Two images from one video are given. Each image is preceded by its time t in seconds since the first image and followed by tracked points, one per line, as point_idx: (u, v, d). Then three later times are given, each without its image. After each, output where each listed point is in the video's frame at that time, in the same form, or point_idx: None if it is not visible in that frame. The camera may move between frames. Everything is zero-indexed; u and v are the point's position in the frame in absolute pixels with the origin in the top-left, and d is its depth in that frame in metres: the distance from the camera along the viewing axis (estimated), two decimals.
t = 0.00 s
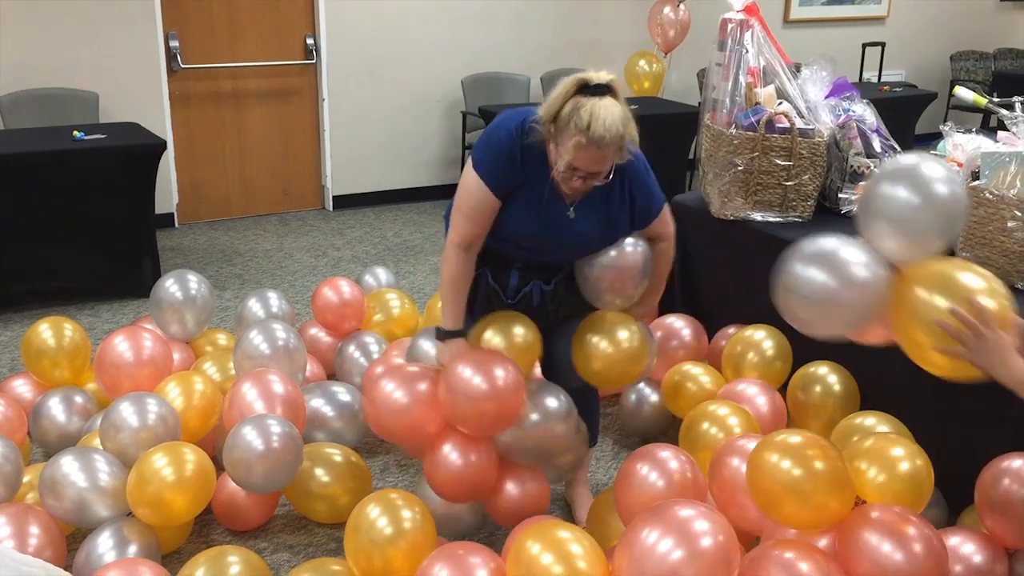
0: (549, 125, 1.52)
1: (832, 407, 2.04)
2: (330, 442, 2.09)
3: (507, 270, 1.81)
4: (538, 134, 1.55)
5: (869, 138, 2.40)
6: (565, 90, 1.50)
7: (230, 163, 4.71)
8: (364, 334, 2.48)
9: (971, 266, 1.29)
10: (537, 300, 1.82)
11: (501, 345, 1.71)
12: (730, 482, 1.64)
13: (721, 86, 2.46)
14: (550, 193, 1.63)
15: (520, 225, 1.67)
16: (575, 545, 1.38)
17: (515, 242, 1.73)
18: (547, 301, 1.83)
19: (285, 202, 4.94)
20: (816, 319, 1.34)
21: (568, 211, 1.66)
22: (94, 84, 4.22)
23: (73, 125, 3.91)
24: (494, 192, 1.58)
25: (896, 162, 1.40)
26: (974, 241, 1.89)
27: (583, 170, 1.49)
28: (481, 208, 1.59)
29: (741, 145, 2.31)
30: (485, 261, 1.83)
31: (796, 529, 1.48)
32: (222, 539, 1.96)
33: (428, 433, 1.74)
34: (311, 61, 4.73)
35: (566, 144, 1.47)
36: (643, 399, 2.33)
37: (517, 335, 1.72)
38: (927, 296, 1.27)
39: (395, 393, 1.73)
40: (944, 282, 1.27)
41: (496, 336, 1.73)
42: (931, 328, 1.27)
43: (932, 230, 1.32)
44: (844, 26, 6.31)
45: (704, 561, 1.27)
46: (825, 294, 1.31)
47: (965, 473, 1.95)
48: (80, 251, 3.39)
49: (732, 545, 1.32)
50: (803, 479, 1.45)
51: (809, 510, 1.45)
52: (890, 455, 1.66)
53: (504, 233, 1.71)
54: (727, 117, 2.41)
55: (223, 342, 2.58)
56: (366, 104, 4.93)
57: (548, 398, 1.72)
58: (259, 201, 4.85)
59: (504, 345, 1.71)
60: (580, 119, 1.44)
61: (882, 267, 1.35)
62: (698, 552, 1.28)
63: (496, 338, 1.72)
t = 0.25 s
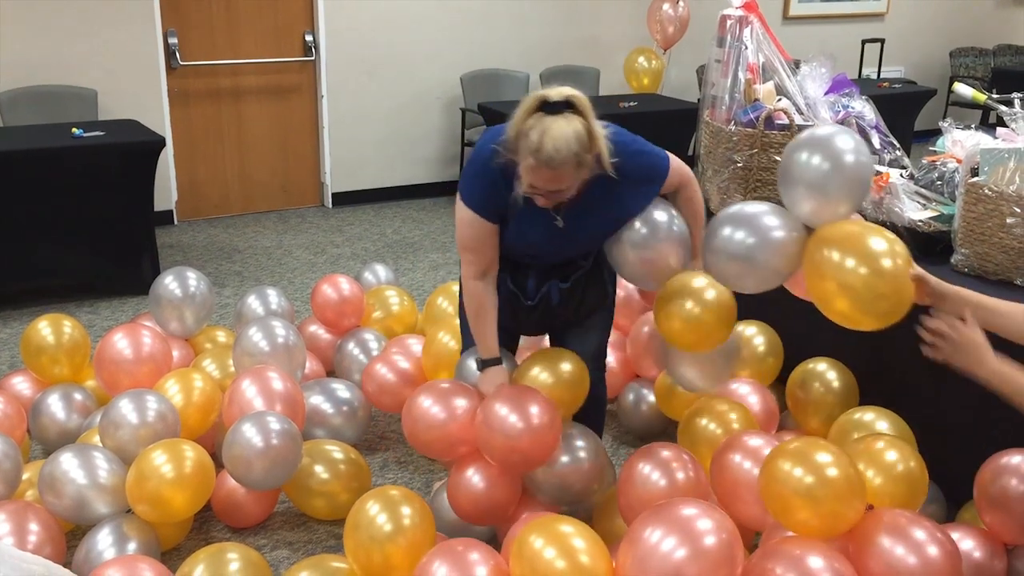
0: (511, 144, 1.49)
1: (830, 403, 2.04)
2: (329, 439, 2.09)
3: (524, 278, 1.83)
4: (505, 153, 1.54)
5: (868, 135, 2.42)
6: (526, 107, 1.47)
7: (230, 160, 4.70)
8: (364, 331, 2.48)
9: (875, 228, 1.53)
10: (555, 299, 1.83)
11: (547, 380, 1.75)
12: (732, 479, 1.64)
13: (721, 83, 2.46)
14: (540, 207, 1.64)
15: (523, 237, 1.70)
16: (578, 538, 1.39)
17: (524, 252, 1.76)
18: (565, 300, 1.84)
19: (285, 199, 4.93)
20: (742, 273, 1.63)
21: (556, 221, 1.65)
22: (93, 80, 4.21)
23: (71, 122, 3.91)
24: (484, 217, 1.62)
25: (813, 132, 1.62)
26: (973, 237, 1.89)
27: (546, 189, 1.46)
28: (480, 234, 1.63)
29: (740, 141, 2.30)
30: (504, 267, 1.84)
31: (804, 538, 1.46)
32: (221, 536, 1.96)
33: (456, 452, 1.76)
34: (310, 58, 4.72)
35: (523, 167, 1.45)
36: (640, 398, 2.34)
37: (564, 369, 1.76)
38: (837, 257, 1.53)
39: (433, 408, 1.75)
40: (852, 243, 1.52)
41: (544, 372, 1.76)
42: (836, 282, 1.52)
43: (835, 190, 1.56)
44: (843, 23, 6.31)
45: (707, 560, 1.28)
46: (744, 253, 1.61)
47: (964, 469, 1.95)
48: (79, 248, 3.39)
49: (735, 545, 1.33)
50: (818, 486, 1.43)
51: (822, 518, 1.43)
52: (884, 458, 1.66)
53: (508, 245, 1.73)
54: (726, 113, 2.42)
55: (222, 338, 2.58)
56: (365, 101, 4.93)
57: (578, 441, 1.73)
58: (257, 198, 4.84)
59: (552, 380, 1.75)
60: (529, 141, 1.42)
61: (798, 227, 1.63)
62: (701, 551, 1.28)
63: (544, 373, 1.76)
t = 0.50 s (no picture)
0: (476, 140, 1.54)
1: (831, 401, 2.04)
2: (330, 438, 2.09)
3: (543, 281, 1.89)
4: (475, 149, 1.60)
5: (869, 134, 2.42)
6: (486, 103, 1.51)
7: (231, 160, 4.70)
8: (364, 331, 2.48)
9: (865, 222, 1.55)
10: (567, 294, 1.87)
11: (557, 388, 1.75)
12: (739, 477, 1.65)
13: (722, 82, 2.46)
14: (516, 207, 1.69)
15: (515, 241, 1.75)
16: (587, 533, 1.39)
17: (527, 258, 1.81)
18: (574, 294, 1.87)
19: (285, 199, 4.93)
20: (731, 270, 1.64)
21: (530, 216, 1.70)
22: (93, 80, 4.21)
23: (71, 122, 3.91)
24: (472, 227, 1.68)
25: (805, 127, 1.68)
26: (974, 235, 1.89)
27: (512, 180, 1.50)
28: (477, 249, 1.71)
29: (741, 140, 2.30)
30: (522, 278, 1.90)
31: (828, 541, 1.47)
32: (222, 535, 1.97)
33: (467, 464, 1.76)
34: (311, 57, 4.72)
35: (485, 162, 1.50)
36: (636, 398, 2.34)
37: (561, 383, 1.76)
38: (826, 248, 1.54)
39: (444, 419, 1.74)
40: (841, 235, 1.54)
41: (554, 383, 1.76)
42: (824, 273, 1.53)
43: (822, 183, 1.60)
44: (844, 21, 6.30)
45: (717, 563, 1.28)
46: (733, 246, 1.61)
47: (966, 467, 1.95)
48: (80, 248, 3.39)
49: (745, 547, 1.32)
50: (854, 489, 1.43)
51: (854, 521, 1.43)
52: (907, 482, 1.61)
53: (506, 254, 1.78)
54: (727, 112, 2.42)
55: (223, 338, 2.58)
56: (365, 101, 4.93)
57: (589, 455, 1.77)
58: (258, 198, 4.84)
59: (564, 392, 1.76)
60: (487, 135, 1.46)
61: (786, 221, 1.65)
62: (710, 554, 1.28)
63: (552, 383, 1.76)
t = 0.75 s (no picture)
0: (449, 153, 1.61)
1: (831, 401, 2.04)
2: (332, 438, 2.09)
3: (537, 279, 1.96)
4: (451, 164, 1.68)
5: (869, 133, 2.42)
6: (455, 117, 1.59)
7: (231, 161, 4.71)
8: (365, 331, 2.49)
9: (869, 216, 1.57)
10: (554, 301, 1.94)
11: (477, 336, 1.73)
12: (746, 476, 1.65)
13: (722, 82, 2.46)
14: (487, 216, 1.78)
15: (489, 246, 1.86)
16: (595, 528, 1.39)
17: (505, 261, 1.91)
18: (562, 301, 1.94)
19: (286, 199, 4.94)
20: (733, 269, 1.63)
21: (497, 228, 1.79)
22: (95, 82, 4.21)
23: (72, 123, 3.91)
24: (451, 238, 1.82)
25: (802, 121, 1.69)
26: (974, 235, 1.89)
27: (480, 189, 1.55)
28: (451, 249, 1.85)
29: (741, 140, 2.30)
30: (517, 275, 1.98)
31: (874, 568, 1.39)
32: (224, 535, 1.97)
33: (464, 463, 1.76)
34: (311, 58, 4.73)
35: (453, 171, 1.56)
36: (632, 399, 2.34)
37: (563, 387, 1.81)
38: (829, 242, 1.56)
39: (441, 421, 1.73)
40: (844, 229, 1.55)
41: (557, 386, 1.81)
42: (829, 267, 1.55)
43: (817, 176, 1.62)
44: (845, 20, 6.30)
45: (723, 564, 1.27)
46: (732, 246, 1.61)
47: (967, 467, 1.95)
48: (82, 249, 3.40)
49: (751, 548, 1.32)
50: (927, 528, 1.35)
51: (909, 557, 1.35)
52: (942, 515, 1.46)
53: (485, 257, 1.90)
54: (727, 112, 2.42)
55: (225, 339, 2.58)
56: (366, 101, 4.93)
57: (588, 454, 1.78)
58: (259, 198, 4.84)
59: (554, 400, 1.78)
60: (453, 144, 1.52)
61: (785, 217, 1.66)
62: (716, 556, 1.28)
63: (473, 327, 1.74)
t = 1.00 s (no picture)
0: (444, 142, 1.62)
1: (830, 401, 2.04)
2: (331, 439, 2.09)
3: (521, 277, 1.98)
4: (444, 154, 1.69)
5: (868, 133, 2.41)
6: (451, 106, 1.59)
7: (231, 162, 4.71)
8: (365, 332, 2.49)
9: (867, 218, 1.57)
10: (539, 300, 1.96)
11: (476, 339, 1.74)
12: (750, 475, 1.65)
13: (721, 82, 2.46)
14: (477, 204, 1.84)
15: (471, 232, 1.92)
16: (597, 528, 1.39)
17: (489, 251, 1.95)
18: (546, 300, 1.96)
19: (286, 200, 4.94)
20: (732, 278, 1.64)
21: (483, 219, 1.85)
22: (94, 84, 4.22)
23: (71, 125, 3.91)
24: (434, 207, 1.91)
25: (795, 124, 1.69)
26: (973, 234, 1.89)
27: (476, 181, 1.57)
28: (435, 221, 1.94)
29: (740, 140, 2.30)
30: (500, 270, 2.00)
31: None
32: (223, 536, 1.97)
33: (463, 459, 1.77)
34: (310, 59, 4.73)
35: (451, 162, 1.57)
36: (627, 400, 2.35)
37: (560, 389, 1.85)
38: (828, 245, 1.56)
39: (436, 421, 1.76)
40: (843, 232, 1.56)
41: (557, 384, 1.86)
42: (829, 271, 1.56)
43: (812, 180, 1.62)
44: (844, 20, 6.31)
45: (724, 565, 1.27)
46: (731, 254, 1.62)
47: (966, 466, 1.95)
48: (81, 250, 3.40)
49: (753, 549, 1.32)
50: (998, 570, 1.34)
51: None
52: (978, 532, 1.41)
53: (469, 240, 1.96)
54: (726, 112, 2.42)
55: (224, 340, 2.59)
56: (365, 102, 4.93)
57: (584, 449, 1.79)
58: (258, 199, 4.85)
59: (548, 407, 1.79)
60: (451, 136, 1.53)
61: (781, 222, 1.66)
62: (717, 556, 1.28)
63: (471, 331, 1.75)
